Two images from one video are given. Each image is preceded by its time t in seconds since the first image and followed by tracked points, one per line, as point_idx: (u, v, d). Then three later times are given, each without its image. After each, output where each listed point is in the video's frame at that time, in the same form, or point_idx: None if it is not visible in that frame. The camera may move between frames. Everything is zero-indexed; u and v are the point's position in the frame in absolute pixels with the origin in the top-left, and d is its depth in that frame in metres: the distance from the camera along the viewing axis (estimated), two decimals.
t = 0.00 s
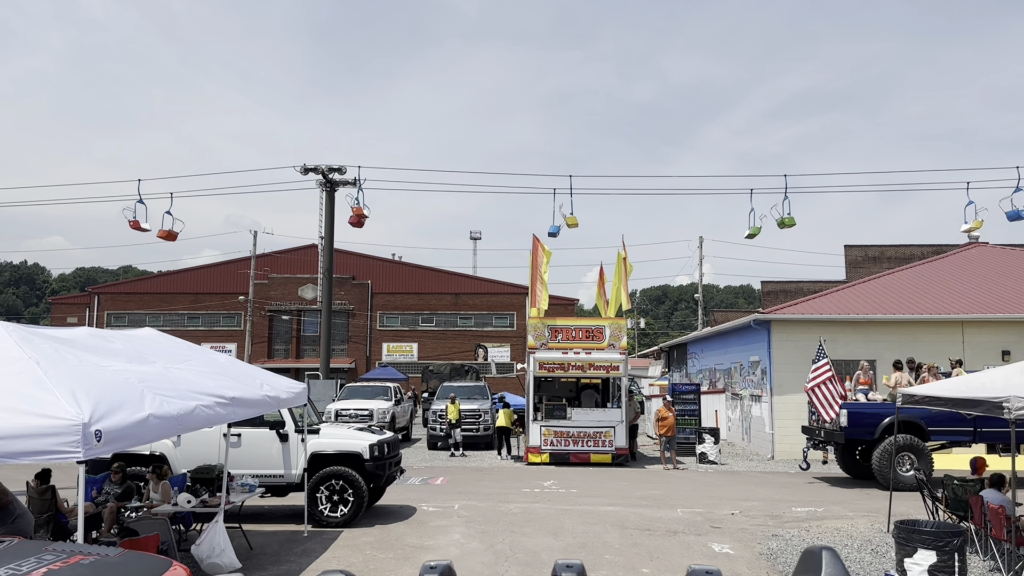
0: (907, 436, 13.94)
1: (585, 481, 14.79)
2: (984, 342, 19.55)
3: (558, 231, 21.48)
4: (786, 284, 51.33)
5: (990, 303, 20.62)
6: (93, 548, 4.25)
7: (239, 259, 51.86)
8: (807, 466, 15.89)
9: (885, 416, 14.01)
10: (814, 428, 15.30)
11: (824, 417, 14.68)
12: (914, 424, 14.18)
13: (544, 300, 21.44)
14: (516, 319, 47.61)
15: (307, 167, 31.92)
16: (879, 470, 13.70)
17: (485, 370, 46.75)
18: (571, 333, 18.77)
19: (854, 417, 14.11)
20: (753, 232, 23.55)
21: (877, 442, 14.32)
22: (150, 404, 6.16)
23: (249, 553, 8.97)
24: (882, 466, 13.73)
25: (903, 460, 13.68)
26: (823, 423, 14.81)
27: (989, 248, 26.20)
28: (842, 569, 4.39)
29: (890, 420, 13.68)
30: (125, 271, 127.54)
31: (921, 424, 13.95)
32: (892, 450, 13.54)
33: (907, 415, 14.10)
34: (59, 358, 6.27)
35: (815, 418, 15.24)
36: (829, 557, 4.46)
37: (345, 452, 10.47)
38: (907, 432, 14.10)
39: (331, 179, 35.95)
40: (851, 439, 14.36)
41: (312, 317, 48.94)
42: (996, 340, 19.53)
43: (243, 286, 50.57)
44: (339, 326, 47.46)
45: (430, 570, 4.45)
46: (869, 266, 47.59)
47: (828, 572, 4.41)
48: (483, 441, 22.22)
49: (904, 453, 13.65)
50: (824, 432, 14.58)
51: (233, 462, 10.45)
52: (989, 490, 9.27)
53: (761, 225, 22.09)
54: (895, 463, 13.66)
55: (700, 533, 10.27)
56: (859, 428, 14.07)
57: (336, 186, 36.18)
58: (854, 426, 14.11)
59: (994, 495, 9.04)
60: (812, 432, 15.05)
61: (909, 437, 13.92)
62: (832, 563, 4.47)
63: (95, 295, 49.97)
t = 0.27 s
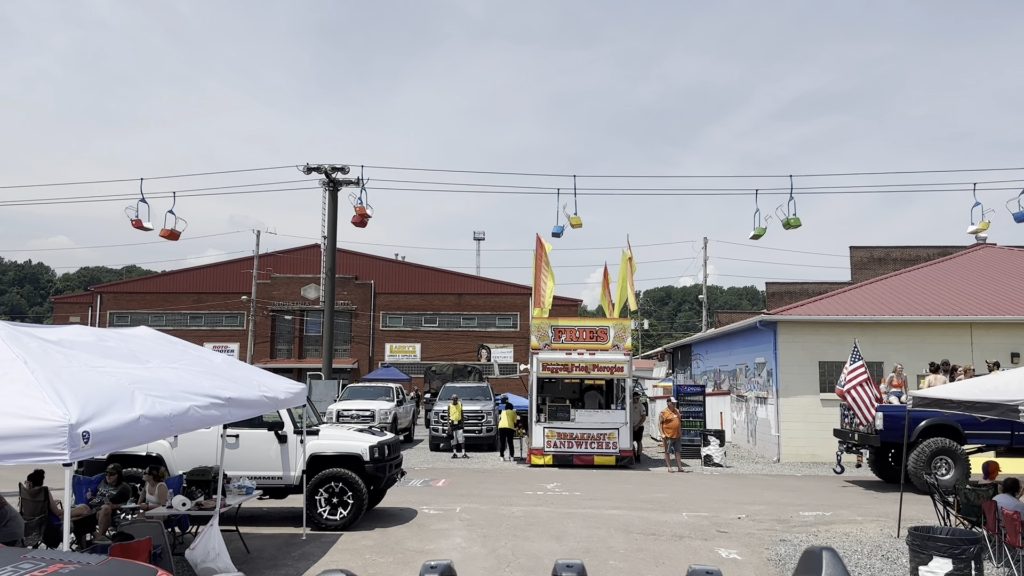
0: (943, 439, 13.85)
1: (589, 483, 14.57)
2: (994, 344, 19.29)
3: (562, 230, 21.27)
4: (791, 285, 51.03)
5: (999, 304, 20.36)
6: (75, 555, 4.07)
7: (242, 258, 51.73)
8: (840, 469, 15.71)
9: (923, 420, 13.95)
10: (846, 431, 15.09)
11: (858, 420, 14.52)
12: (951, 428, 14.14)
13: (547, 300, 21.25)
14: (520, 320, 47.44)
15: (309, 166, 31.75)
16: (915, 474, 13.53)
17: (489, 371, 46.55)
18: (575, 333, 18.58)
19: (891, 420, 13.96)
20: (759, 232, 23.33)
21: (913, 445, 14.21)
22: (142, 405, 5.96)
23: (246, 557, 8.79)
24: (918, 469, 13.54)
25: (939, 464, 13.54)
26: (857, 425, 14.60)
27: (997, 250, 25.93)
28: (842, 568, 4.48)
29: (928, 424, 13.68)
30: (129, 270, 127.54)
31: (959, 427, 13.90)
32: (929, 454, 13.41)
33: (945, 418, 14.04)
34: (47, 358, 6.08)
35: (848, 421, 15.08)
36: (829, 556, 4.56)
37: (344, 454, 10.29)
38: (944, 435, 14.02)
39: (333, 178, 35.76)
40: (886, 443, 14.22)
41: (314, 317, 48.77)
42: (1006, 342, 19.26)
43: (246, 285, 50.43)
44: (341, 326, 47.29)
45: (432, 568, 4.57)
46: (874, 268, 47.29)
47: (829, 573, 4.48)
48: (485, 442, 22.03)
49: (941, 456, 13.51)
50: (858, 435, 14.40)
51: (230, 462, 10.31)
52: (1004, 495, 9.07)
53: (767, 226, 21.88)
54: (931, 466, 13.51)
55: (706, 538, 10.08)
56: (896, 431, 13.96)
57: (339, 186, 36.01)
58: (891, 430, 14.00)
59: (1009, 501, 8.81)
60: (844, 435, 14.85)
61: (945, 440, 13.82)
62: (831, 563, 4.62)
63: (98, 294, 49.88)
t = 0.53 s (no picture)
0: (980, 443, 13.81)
1: (593, 486, 14.37)
2: (1004, 346, 19.01)
3: (565, 231, 21.08)
4: (795, 287, 50.77)
5: (1008, 306, 20.12)
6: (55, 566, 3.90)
7: (244, 259, 51.63)
8: (875, 474, 15.44)
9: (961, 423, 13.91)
10: (880, 434, 14.80)
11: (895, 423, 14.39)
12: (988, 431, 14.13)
13: (550, 301, 21.08)
14: (522, 321, 47.27)
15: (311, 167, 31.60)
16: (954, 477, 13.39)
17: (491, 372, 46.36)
18: (579, 334, 18.41)
19: (928, 423, 13.92)
20: (764, 233, 23.13)
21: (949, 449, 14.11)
22: (131, 406, 5.77)
23: (243, 561, 8.60)
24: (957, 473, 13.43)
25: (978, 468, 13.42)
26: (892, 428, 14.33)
27: (1004, 251, 25.68)
28: (843, 569, 4.62)
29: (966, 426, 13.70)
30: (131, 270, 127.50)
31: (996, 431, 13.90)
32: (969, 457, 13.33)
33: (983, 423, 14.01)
34: (35, 359, 5.91)
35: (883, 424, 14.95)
36: (830, 557, 4.72)
37: (343, 456, 10.11)
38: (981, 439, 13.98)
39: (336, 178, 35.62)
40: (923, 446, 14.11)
41: (317, 318, 48.61)
42: (1016, 344, 18.98)
43: (248, 286, 50.32)
44: (344, 327, 47.14)
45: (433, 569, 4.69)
46: (879, 270, 47.05)
47: (828, 572, 4.65)
48: (487, 444, 21.84)
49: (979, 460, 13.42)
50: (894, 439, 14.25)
51: (227, 464, 10.14)
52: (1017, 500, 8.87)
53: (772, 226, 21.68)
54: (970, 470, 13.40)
55: (713, 543, 9.88)
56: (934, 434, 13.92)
57: (341, 186, 35.86)
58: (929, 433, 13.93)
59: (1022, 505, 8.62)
60: (879, 439, 14.48)
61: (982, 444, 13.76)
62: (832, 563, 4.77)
63: (100, 294, 49.84)
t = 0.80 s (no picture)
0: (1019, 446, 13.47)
1: (596, 490, 14.16)
2: (1013, 349, 18.75)
3: (568, 232, 20.92)
4: (799, 289, 50.52)
5: (1015, 308, 19.90)
6: None
7: (246, 259, 51.50)
8: (911, 480, 15.26)
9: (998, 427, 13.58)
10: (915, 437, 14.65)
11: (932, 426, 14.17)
12: None
13: (553, 302, 20.89)
14: (525, 322, 47.08)
15: (312, 167, 31.39)
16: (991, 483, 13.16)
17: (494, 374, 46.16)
18: (582, 335, 18.23)
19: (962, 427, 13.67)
20: (767, 234, 22.95)
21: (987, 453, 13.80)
22: (121, 408, 5.60)
23: (238, 566, 8.42)
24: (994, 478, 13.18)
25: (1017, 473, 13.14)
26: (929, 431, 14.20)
27: (1011, 253, 25.46)
28: (844, 569, 4.81)
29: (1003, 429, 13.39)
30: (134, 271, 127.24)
31: None
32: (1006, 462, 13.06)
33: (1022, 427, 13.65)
34: (22, 359, 5.76)
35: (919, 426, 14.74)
36: (831, 558, 4.90)
37: (343, 458, 9.93)
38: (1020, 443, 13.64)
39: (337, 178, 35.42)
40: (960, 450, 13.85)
41: (318, 318, 48.42)
42: None
43: (250, 286, 50.17)
44: (345, 327, 46.96)
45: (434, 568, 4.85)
46: (883, 271, 46.81)
47: (829, 572, 4.84)
48: (489, 446, 21.66)
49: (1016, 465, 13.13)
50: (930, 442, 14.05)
51: (224, 467, 9.95)
52: None
53: (776, 228, 21.50)
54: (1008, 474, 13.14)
55: (718, 548, 9.69)
56: (970, 438, 13.67)
57: (342, 186, 35.67)
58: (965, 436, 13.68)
59: None
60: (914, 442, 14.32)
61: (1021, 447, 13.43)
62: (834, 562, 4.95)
63: (100, 295, 49.70)
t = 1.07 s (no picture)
0: None
1: (598, 493, 13.96)
2: (1020, 351, 18.52)
3: (570, 233, 20.72)
4: (802, 290, 50.25)
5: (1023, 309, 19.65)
6: None
7: (247, 260, 51.35)
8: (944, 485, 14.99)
9: None
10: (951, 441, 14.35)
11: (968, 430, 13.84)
12: None
13: (554, 303, 20.71)
14: (526, 323, 46.89)
15: (313, 166, 31.27)
16: None
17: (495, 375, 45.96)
18: (584, 336, 18.04)
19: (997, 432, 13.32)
20: (771, 235, 22.76)
21: None
22: (107, 411, 5.44)
23: (233, 571, 8.23)
24: None
25: None
26: (967, 434, 14.00)
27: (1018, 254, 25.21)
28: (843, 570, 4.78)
29: None
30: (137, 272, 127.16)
31: None
32: None
33: None
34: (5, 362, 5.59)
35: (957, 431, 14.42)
36: (831, 559, 4.87)
37: (340, 461, 9.75)
38: None
39: (339, 178, 35.24)
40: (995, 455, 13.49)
41: (319, 319, 48.26)
42: None
43: (251, 286, 50.01)
44: (347, 328, 46.77)
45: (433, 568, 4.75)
46: (886, 273, 46.54)
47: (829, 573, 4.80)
48: (490, 448, 21.47)
49: None
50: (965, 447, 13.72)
51: (219, 469, 9.77)
52: None
53: (781, 228, 21.30)
54: None
55: (724, 554, 9.50)
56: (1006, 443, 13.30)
57: (343, 186, 35.50)
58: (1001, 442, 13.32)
59: None
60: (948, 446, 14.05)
61: None
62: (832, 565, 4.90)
63: (101, 295, 49.54)
